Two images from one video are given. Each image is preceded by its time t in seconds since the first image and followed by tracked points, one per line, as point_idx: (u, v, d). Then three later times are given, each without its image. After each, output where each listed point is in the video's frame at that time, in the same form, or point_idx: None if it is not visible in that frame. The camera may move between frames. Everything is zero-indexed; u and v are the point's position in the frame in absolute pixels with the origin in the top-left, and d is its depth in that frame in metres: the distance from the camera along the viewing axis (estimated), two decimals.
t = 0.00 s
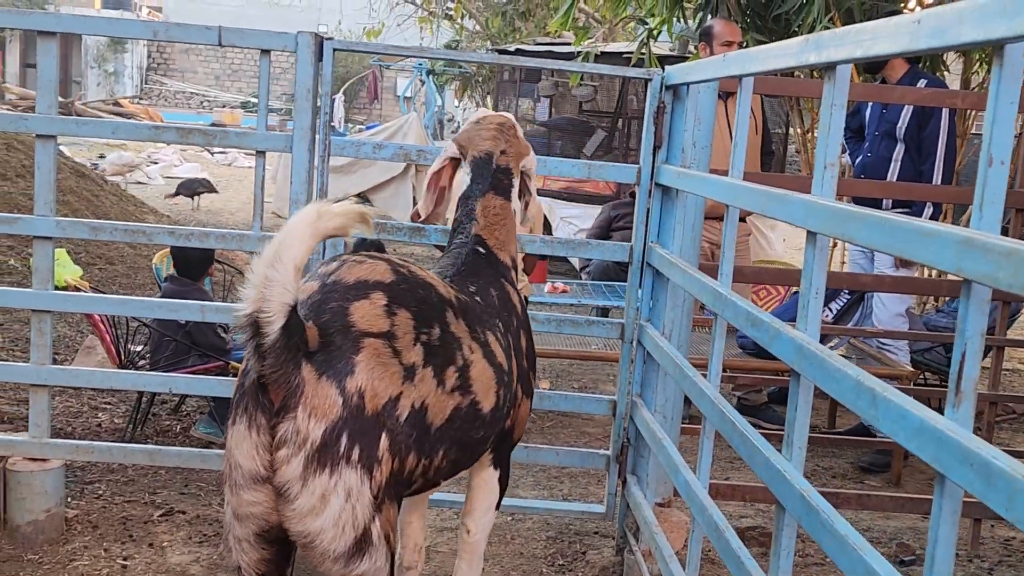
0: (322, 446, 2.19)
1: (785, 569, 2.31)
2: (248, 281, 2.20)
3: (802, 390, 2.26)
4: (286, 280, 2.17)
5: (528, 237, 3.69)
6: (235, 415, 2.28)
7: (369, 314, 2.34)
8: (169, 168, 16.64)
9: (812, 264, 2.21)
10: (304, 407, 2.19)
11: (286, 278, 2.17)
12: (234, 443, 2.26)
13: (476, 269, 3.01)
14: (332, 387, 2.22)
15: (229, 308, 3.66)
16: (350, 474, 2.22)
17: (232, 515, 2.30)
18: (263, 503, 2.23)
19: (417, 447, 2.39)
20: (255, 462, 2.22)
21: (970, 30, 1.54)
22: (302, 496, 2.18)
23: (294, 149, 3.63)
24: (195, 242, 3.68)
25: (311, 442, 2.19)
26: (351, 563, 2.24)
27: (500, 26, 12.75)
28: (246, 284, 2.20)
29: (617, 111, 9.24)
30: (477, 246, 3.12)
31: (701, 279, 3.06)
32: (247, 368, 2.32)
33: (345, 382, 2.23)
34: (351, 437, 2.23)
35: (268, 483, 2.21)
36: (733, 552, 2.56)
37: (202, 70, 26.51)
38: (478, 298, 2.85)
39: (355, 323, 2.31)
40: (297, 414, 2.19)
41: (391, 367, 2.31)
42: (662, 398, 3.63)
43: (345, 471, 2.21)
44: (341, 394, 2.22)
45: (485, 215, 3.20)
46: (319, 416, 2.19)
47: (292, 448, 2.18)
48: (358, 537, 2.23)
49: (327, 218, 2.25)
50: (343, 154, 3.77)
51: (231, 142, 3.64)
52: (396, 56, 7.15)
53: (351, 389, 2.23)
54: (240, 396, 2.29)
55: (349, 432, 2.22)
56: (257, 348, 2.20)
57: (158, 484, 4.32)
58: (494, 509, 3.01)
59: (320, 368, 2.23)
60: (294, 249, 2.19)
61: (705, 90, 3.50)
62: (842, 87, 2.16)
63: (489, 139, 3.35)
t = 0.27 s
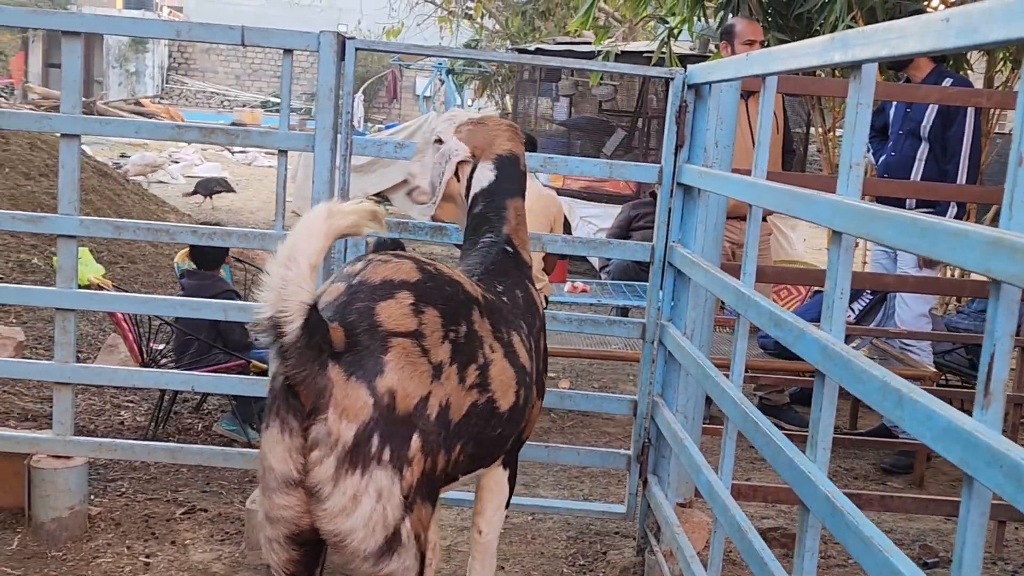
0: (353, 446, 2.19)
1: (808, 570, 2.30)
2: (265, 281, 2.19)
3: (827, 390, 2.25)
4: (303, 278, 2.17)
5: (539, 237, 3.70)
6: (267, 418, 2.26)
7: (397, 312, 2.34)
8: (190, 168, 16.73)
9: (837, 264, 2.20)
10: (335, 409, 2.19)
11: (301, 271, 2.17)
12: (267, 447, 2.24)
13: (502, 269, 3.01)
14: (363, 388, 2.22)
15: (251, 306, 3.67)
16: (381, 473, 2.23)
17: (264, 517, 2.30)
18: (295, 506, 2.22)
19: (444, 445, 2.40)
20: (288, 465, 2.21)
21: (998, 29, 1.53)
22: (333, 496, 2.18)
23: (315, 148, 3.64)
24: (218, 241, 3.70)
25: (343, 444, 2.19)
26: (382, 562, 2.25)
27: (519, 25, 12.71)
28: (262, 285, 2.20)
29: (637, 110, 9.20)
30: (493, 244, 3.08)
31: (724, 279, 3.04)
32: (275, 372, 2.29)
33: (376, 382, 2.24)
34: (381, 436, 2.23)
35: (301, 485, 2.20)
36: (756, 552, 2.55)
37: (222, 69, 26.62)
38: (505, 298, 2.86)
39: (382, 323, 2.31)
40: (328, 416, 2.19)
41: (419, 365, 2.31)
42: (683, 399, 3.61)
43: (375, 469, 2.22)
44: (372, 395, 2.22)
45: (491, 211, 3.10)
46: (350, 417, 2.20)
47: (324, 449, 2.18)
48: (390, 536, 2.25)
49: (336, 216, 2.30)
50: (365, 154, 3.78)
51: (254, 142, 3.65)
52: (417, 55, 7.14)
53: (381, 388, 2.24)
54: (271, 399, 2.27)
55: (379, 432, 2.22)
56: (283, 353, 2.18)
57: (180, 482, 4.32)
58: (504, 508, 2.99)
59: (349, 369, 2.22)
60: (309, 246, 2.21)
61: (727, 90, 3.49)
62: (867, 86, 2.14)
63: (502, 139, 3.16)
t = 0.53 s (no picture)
0: (420, 465, 1.92)
1: (837, 570, 2.29)
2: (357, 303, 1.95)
3: (857, 389, 2.22)
4: (401, 303, 1.93)
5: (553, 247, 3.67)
6: (328, 425, 1.97)
7: (468, 331, 1.99)
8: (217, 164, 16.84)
9: (868, 263, 2.17)
10: (405, 425, 1.91)
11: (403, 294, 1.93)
12: (327, 453, 1.96)
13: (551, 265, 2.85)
14: (432, 403, 1.93)
15: (279, 303, 3.68)
16: (445, 490, 1.95)
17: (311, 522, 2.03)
18: (353, 519, 1.94)
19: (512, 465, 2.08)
20: (351, 475, 1.94)
21: None
22: (398, 513, 1.91)
23: (343, 146, 3.64)
24: (246, 237, 3.70)
25: (411, 460, 1.92)
26: None
27: (545, 23, 12.74)
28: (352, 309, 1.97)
29: (663, 108, 9.17)
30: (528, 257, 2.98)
31: (752, 278, 3.02)
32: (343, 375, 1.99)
33: (443, 400, 1.94)
34: (448, 454, 1.95)
35: (361, 498, 1.93)
36: (784, 552, 2.53)
37: (248, 67, 26.79)
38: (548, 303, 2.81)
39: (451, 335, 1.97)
40: (396, 432, 1.92)
41: (488, 384, 2.01)
42: (711, 398, 3.59)
43: (441, 487, 1.94)
44: (442, 411, 1.93)
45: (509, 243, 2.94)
46: (418, 435, 1.92)
47: (390, 465, 1.91)
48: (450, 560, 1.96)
49: (444, 239, 2.03)
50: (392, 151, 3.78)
51: (282, 139, 3.66)
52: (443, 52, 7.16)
53: (449, 408, 1.94)
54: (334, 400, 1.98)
55: (447, 450, 1.95)
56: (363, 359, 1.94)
57: (207, 477, 4.35)
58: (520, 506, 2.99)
59: (421, 386, 1.93)
60: (410, 269, 1.96)
61: (757, 87, 3.46)
62: (900, 82, 2.11)
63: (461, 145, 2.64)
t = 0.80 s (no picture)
0: (515, 472, 2.18)
1: (876, 572, 2.26)
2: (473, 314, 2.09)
3: (898, 389, 2.19)
4: (512, 314, 2.07)
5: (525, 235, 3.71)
6: (422, 438, 2.15)
7: (550, 337, 2.39)
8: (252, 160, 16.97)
9: (910, 261, 2.15)
10: (502, 436, 2.17)
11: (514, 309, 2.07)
12: (421, 466, 2.15)
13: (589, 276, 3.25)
14: (525, 414, 2.23)
15: (315, 298, 3.70)
16: (532, 495, 2.23)
17: (392, 524, 2.21)
18: (444, 526, 2.16)
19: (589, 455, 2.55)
20: (450, 486, 2.14)
21: None
22: (490, 518, 2.15)
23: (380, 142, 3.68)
24: (283, 233, 3.72)
25: (506, 469, 2.17)
26: None
27: (579, 19, 12.70)
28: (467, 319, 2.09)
29: (697, 104, 9.11)
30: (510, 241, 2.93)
31: (790, 275, 2.99)
32: (442, 392, 2.17)
33: (533, 407, 2.26)
34: (534, 459, 2.24)
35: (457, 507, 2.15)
36: (821, 552, 2.51)
37: (283, 63, 26.95)
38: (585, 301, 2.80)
39: (537, 346, 2.34)
40: (494, 442, 2.16)
41: (567, 388, 2.37)
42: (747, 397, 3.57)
43: (529, 491, 2.22)
44: (534, 421, 2.23)
45: (472, 227, 2.96)
46: (512, 443, 2.19)
47: (488, 475, 2.14)
48: (529, 560, 2.22)
49: (546, 246, 2.11)
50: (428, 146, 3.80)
51: (318, 135, 3.68)
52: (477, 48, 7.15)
53: (538, 414, 2.26)
54: (429, 415, 2.16)
55: (534, 457, 2.23)
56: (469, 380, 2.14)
57: (243, 471, 4.38)
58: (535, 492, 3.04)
59: (514, 396, 2.23)
60: (519, 285, 2.06)
61: (795, 84, 3.45)
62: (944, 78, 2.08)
63: (438, 139, 3.05)
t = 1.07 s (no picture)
0: (604, 450, 2.35)
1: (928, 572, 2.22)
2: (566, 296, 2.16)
3: (951, 386, 2.15)
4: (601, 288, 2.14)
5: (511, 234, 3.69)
6: (511, 426, 2.29)
7: (614, 317, 2.51)
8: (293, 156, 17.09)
9: (965, 255, 2.11)
10: (590, 417, 2.32)
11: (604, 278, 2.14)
12: (515, 454, 2.29)
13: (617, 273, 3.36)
14: (608, 391, 2.36)
15: (359, 292, 3.73)
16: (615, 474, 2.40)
17: (469, 514, 2.37)
18: (532, 510, 2.32)
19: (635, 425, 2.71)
20: (542, 471, 2.29)
21: None
22: (581, 497, 2.33)
23: (425, 136, 3.76)
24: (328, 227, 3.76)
25: (595, 449, 2.34)
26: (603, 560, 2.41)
27: (620, 15, 12.62)
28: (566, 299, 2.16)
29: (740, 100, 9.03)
30: (480, 229, 3.14)
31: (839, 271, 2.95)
32: (528, 380, 2.30)
33: (613, 384, 2.39)
34: (616, 436, 2.41)
35: (548, 490, 2.31)
36: (870, 551, 2.47)
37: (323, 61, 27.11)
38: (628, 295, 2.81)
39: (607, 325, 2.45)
40: (585, 423, 2.31)
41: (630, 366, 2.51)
42: (793, 394, 3.54)
43: (613, 469, 2.39)
44: (616, 397, 2.37)
45: (433, 220, 3.22)
46: (600, 424, 2.34)
47: (580, 455, 2.31)
48: (611, 537, 2.41)
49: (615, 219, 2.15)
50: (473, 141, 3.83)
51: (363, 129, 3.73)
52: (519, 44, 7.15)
53: (618, 391, 2.40)
54: (517, 405, 2.29)
55: (617, 434, 2.39)
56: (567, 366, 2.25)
57: (286, 463, 4.41)
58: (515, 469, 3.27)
59: (596, 375, 2.36)
60: (601, 260, 2.11)
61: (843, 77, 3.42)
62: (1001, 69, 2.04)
63: (385, 141, 3.37)
